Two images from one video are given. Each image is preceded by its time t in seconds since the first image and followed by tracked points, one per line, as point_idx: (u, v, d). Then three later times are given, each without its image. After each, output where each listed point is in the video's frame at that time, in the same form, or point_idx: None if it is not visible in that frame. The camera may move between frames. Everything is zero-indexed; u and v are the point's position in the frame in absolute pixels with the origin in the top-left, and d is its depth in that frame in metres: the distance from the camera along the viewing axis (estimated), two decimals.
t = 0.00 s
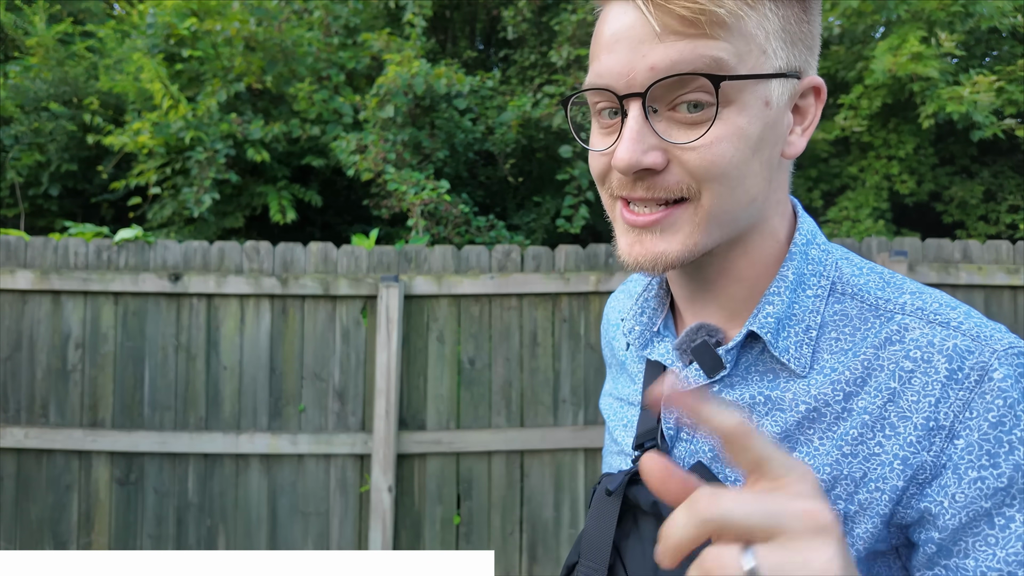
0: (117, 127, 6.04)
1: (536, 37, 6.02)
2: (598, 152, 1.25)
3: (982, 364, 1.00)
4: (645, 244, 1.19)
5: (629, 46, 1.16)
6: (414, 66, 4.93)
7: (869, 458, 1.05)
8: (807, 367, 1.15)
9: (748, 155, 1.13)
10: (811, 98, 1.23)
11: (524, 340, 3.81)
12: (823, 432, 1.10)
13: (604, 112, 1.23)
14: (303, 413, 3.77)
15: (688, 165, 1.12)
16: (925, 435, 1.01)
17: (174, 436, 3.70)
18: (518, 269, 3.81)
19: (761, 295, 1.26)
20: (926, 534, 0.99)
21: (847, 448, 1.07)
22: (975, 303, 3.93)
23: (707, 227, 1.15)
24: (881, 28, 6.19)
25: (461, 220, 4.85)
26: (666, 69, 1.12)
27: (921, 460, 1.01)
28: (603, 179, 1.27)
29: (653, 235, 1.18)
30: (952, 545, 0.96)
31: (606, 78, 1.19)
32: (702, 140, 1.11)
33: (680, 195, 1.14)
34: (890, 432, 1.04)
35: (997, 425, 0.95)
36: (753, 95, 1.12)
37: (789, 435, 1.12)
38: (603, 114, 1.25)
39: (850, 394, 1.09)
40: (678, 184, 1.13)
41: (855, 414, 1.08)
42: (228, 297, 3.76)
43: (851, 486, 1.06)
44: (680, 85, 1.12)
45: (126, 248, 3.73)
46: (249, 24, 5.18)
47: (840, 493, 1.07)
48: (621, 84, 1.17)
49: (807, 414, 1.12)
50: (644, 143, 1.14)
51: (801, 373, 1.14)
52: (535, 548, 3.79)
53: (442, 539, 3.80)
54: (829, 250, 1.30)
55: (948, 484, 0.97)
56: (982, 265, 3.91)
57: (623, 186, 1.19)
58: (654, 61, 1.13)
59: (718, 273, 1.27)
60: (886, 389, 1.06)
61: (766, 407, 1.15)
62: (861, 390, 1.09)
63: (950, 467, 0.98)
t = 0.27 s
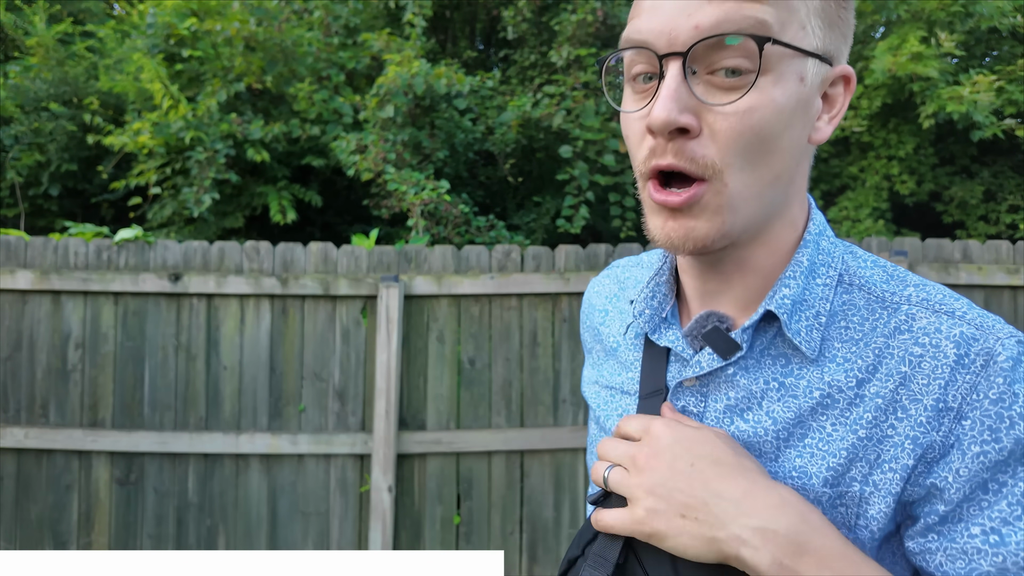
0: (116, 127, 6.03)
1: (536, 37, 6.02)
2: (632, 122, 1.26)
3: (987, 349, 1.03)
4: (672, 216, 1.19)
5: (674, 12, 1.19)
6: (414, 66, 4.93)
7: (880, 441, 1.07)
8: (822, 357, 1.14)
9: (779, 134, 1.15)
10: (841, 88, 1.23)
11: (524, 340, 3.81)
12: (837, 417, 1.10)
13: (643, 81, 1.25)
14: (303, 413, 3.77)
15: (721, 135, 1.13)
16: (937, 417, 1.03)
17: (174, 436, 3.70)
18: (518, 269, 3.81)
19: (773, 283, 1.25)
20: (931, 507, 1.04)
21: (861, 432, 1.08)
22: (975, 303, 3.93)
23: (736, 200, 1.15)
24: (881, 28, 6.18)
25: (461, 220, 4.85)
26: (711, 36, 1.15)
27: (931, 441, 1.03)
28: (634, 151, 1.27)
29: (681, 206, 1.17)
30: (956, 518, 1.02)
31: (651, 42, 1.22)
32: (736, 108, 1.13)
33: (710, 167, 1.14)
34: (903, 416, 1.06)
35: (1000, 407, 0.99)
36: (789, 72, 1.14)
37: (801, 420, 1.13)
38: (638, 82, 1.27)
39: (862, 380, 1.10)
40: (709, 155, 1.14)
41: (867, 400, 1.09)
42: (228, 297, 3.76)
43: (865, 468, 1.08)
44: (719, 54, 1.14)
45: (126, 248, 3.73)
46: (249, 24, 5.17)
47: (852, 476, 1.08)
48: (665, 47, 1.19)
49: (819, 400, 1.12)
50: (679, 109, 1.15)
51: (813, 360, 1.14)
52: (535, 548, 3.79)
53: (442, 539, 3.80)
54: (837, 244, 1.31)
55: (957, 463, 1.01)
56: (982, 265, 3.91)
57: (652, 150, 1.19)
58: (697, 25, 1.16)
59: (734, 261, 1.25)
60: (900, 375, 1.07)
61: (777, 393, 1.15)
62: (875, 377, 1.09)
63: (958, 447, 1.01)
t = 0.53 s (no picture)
0: (117, 127, 6.04)
1: (536, 37, 6.04)
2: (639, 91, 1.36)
3: (941, 320, 1.14)
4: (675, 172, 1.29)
5: None
6: (414, 67, 4.94)
7: (852, 398, 1.12)
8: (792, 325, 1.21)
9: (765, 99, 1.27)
10: (814, 79, 1.35)
11: (524, 340, 3.82)
12: (809, 376, 1.16)
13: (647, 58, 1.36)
14: (303, 412, 3.78)
15: (715, 101, 1.24)
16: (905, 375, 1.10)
17: (175, 435, 3.71)
18: (518, 270, 3.82)
19: (751, 253, 1.34)
20: (898, 461, 1.10)
21: (834, 389, 1.13)
22: (973, 303, 3.94)
23: (724, 167, 1.26)
24: (880, 29, 6.19)
25: (461, 220, 4.86)
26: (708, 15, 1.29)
27: (897, 400, 1.10)
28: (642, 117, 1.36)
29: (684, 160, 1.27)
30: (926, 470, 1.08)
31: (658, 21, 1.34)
32: (726, 80, 1.24)
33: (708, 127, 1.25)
34: (874, 376, 1.12)
35: (957, 368, 1.08)
36: (774, 49, 1.27)
37: (775, 380, 1.18)
38: (639, 64, 1.40)
39: (832, 344, 1.17)
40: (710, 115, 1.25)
41: (837, 360, 1.15)
42: (228, 296, 3.78)
43: (836, 424, 1.13)
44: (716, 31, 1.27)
45: (127, 248, 3.74)
46: (249, 24, 5.18)
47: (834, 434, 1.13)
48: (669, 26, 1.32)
49: (792, 362, 1.18)
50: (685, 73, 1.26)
51: (789, 323, 1.21)
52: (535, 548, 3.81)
53: (442, 539, 3.81)
54: (806, 235, 1.41)
55: (924, 416, 1.08)
56: (980, 265, 3.93)
57: (651, 120, 1.31)
58: (693, 13, 1.30)
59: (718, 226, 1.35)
60: (865, 340, 1.15)
61: (751, 353, 1.21)
62: (841, 342, 1.17)
63: (923, 401, 1.09)
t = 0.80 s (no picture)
0: (118, 127, 6.05)
1: (536, 38, 6.04)
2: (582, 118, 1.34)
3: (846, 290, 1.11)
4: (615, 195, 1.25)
5: (617, 38, 1.31)
6: (415, 67, 4.95)
7: (758, 355, 1.09)
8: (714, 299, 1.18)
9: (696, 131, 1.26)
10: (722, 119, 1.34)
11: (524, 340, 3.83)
12: (730, 342, 1.12)
13: (586, 88, 1.34)
14: (303, 412, 3.79)
15: (657, 124, 1.22)
16: (814, 328, 1.06)
17: (176, 435, 3.73)
18: (518, 270, 3.83)
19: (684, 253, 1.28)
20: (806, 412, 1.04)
21: (744, 351, 1.10)
22: (972, 303, 3.96)
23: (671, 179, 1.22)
24: (880, 29, 6.20)
25: (461, 221, 4.87)
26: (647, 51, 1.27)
27: (794, 348, 1.07)
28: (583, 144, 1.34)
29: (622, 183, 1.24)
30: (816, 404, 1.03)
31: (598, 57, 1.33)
32: (670, 104, 1.23)
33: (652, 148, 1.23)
34: (771, 330, 1.09)
35: (843, 315, 1.05)
36: (703, 88, 1.28)
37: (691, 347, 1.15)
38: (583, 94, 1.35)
39: (750, 312, 1.13)
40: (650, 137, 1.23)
41: (753, 325, 1.11)
42: (229, 296, 3.78)
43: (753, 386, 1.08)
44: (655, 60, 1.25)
45: (128, 248, 3.75)
46: (251, 26, 5.20)
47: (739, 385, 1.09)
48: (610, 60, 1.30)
49: (717, 328, 1.14)
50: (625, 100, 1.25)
51: (714, 301, 1.17)
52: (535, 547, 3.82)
53: (442, 538, 3.82)
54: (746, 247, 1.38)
55: (813, 357, 1.05)
56: (979, 265, 3.94)
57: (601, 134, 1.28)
58: (638, 49, 1.28)
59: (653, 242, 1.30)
60: (773, 302, 1.12)
61: (687, 326, 1.17)
62: (754, 308, 1.13)
63: (815, 347, 1.05)
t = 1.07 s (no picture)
0: (119, 128, 6.07)
1: (536, 38, 6.05)
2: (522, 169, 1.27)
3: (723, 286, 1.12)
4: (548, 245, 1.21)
5: (555, 102, 1.21)
6: (415, 68, 4.97)
7: (648, 352, 1.04)
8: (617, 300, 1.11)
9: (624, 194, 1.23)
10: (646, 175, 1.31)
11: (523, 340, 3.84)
12: (627, 345, 1.06)
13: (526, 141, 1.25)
14: (303, 412, 3.80)
15: (591, 192, 1.17)
16: (700, 322, 1.03)
17: (177, 435, 3.74)
18: (518, 269, 3.83)
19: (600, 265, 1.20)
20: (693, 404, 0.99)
21: (635, 350, 1.05)
22: (972, 303, 3.97)
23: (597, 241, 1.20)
24: (879, 29, 6.21)
25: (461, 221, 4.88)
26: (584, 119, 1.18)
27: (679, 343, 1.02)
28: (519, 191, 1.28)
29: (557, 240, 1.19)
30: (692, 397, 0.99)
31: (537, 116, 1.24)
32: (604, 174, 1.17)
33: (587, 205, 1.18)
34: (660, 330, 1.04)
35: (722, 317, 1.03)
36: (635, 156, 1.23)
37: (583, 342, 1.09)
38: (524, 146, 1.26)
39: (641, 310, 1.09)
40: (584, 194, 1.18)
41: (647, 323, 1.06)
42: (229, 296, 3.80)
43: (645, 386, 1.03)
44: (594, 125, 1.18)
45: (128, 248, 3.77)
46: (252, 26, 5.22)
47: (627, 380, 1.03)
48: (548, 119, 1.21)
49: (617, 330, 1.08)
50: (563, 160, 1.17)
51: (620, 304, 1.10)
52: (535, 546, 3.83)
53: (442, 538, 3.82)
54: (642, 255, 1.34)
55: (692, 350, 1.01)
56: (978, 265, 3.96)
57: (539, 190, 1.21)
58: (577, 117, 1.19)
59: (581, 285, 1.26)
60: (665, 305, 1.07)
61: (597, 330, 1.09)
62: (647, 310, 1.08)
63: (695, 342, 1.01)
